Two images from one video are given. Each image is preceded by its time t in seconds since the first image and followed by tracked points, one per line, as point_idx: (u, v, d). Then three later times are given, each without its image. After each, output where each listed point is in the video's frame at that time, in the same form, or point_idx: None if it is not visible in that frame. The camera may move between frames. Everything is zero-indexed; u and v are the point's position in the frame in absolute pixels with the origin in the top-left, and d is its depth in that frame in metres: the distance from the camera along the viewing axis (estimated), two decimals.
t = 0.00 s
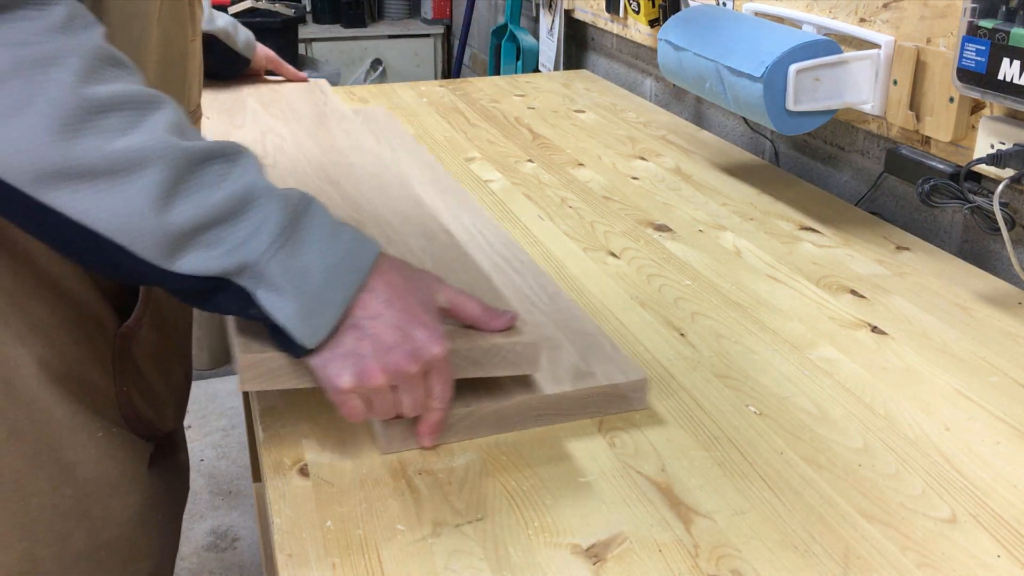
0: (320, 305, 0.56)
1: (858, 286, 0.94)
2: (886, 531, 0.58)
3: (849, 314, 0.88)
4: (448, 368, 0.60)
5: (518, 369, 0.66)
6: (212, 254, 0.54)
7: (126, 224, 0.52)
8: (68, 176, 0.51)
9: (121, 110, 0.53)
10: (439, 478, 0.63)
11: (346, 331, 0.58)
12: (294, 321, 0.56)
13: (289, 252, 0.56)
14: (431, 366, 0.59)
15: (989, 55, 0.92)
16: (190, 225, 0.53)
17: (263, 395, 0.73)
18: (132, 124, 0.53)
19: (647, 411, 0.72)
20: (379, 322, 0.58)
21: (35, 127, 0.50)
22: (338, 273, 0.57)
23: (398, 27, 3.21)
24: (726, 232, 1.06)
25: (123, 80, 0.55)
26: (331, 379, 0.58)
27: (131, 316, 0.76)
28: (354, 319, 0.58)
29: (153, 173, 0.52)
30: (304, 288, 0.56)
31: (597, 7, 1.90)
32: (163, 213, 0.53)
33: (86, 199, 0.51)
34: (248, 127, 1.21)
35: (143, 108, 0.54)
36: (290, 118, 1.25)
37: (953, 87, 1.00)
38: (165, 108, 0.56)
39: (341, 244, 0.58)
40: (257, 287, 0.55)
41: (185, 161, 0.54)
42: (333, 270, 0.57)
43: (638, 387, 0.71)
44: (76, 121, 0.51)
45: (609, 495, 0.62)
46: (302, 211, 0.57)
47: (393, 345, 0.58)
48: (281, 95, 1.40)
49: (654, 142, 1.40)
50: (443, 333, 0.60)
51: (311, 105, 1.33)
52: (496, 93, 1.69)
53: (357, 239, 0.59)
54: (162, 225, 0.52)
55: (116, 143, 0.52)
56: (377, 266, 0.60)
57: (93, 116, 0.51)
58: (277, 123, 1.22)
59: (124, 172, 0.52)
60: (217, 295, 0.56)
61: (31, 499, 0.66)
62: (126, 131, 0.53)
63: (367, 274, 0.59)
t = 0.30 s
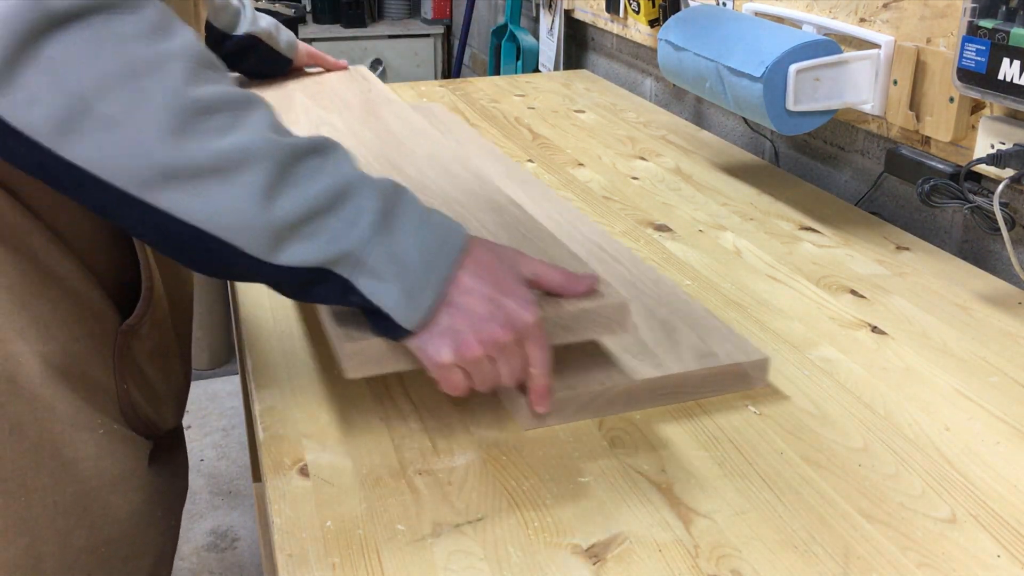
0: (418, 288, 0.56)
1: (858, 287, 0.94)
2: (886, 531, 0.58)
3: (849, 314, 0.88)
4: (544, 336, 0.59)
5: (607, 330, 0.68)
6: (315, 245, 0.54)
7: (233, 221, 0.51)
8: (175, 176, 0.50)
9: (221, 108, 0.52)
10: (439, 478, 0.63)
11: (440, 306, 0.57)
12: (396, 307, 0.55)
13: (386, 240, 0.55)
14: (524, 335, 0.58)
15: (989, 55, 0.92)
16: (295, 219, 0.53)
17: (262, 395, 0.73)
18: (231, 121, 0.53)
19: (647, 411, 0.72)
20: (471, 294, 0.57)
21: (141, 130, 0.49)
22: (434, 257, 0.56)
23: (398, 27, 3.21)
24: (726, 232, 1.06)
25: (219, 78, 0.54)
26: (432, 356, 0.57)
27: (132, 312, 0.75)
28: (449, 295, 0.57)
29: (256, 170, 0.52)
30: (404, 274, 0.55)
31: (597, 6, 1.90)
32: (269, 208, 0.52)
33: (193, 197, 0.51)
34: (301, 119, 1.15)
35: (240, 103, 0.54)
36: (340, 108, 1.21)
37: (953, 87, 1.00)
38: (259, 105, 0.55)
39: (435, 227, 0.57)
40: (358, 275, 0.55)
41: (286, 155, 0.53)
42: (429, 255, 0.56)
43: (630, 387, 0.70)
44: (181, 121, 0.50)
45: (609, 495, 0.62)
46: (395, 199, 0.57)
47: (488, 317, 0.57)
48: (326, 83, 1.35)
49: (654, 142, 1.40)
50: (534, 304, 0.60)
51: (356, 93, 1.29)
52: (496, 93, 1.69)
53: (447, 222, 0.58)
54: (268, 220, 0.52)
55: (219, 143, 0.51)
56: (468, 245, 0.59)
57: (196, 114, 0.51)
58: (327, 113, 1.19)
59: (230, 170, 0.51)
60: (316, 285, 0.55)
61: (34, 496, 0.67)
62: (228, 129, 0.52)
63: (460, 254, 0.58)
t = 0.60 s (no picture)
0: (240, 314, 0.58)
1: (858, 287, 0.94)
2: (886, 531, 0.58)
3: (849, 314, 0.88)
4: (376, 385, 0.62)
5: (442, 408, 0.68)
6: (128, 259, 0.57)
7: (51, 230, 0.55)
8: None
9: (51, 118, 0.56)
10: (439, 478, 0.63)
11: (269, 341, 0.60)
12: (211, 331, 0.58)
13: (210, 263, 0.58)
14: (353, 379, 0.61)
15: (989, 55, 0.92)
16: (110, 234, 0.56)
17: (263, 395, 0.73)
18: (64, 133, 0.56)
19: (647, 411, 0.72)
20: (305, 331, 0.60)
21: None
22: (259, 284, 0.59)
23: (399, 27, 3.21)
24: (726, 232, 1.06)
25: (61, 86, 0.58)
26: (256, 387, 0.59)
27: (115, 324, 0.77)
28: (280, 328, 0.60)
29: (76, 183, 0.55)
30: (223, 300, 0.58)
31: (597, 6, 1.90)
32: (86, 223, 0.56)
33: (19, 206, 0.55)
34: (215, 129, 1.23)
35: (72, 113, 0.57)
36: (260, 127, 1.25)
37: (953, 87, 1.00)
38: (102, 120, 0.59)
39: (266, 256, 0.60)
40: (179, 295, 0.58)
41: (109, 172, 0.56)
42: (251, 282, 0.59)
43: (634, 388, 0.71)
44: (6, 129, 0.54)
45: (609, 495, 0.62)
46: (227, 222, 0.60)
47: (317, 352, 0.60)
48: (256, 101, 1.39)
49: (654, 142, 1.40)
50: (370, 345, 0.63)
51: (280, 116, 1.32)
52: (496, 93, 1.69)
53: (277, 250, 0.61)
54: (83, 232, 0.56)
55: (46, 155, 0.54)
56: (302, 281, 0.62)
57: (25, 125, 0.54)
58: (245, 131, 1.23)
59: (49, 181, 0.55)
60: (140, 305, 0.59)
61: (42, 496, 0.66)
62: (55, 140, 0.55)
63: (287, 288, 0.60)
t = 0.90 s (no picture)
0: (270, 362, 0.59)
1: (858, 287, 0.94)
2: (885, 531, 0.58)
3: (849, 314, 0.88)
4: (404, 423, 0.61)
5: (478, 434, 0.66)
6: (160, 303, 0.58)
7: (83, 270, 0.56)
8: (27, 219, 0.55)
9: (88, 155, 0.56)
10: (439, 478, 0.63)
11: (298, 385, 0.61)
12: (241, 377, 0.58)
13: (240, 309, 0.59)
14: (380, 419, 0.61)
15: (989, 55, 0.92)
16: (144, 275, 0.57)
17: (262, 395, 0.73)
18: (101, 172, 0.57)
19: (648, 411, 0.72)
20: (334, 373, 0.61)
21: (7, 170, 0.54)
22: (290, 331, 0.60)
23: (399, 27, 3.21)
24: (726, 232, 1.06)
25: (95, 122, 0.59)
26: (286, 433, 0.60)
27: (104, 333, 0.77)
28: (310, 371, 0.61)
29: (113, 225, 0.56)
30: (255, 346, 0.59)
31: (597, 6, 1.90)
32: (118, 265, 0.56)
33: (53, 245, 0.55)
34: (227, 160, 1.18)
35: (108, 153, 0.58)
36: (271, 153, 1.22)
37: (953, 87, 1.00)
38: (137, 160, 0.60)
39: (297, 302, 0.61)
40: (206, 341, 0.58)
41: (144, 215, 0.57)
42: (284, 326, 0.60)
43: (634, 388, 0.71)
44: (43, 167, 0.54)
45: (609, 495, 0.62)
46: (258, 265, 0.61)
47: (344, 394, 0.60)
48: (264, 124, 1.36)
49: (654, 142, 1.40)
50: (398, 380, 0.62)
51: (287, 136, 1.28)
52: (495, 93, 1.69)
53: (307, 297, 0.62)
54: (116, 273, 0.56)
55: (83, 196, 0.55)
56: (334, 321, 0.63)
57: (63, 166, 0.55)
58: (258, 158, 1.19)
59: (83, 220, 0.55)
60: (165, 350, 0.59)
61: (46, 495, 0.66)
62: (91, 178, 0.56)
63: (321, 330, 0.61)
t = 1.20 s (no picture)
0: (275, 373, 0.59)
1: (858, 287, 0.94)
2: (885, 531, 0.58)
3: (849, 314, 0.88)
4: (413, 429, 0.61)
5: (494, 438, 0.66)
6: (164, 313, 0.58)
7: (87, 279, 0.56)
8: (30, 227, 0.55)
9: (90, 161, 0.56)
10: (439, 478, 0.63)
11: (304, 396, 0.60)
12: (247, 388, 0.58)
13: (245, 318, 0.59)
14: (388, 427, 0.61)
15: (989, 55, 0.92)
16: (147, 284, 0.57)
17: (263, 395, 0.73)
18: (105, 178, 0.56)
19: (648, 411, 0.72)
20: (339, 383, 0.60)
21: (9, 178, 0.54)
22: (295, 340, 0.60)
23: (399, 27, 3.21)
24: (726, 232, 1.06)
25: (100, 124, 0.59)
26: (296, 443, 0.60)
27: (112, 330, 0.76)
28: (315, 380, 0.60)
29: (115, 233, 0.56)
30: (259, 356, 0.59)
31: (597, 6, 1.90)
32: (121, 274, 0.56)
33: (57, 253, 0.56)
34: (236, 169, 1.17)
35: (110, 158, 0.57)
36: (278, 158, 1.21)
37: (953, 87, 1.00)
38: (141, 161, 0.59)
39: (305, 307, 0.61)
40: (210, 352, 0.58)
41: (148, 222, 0.57)
42: (290, 334, 0.60)
43: (634, 388, 0.71)
44: (45, 174, 0.55)
45: (609, 495, 0.62)
46: (264, 271, 0.60)
47: (349, 405, 0.60)
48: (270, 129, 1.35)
49: (654, 142, 1.40)
50: (404, 387, 0.61)
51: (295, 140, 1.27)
52: (496, 93, 1.69)
53: (315, 302, 0.61)
54: (119, 283, 0.56)
55: (83, 203, 0.55)
56: (344, 324, 0.62)
57: (66, 173, 0.55)
58: (265, 164, 1.19)
59: (86, 228, 0.56)
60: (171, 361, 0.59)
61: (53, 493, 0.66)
62: (93, 184, 0.56)
63: (330, 336, 0.61)
